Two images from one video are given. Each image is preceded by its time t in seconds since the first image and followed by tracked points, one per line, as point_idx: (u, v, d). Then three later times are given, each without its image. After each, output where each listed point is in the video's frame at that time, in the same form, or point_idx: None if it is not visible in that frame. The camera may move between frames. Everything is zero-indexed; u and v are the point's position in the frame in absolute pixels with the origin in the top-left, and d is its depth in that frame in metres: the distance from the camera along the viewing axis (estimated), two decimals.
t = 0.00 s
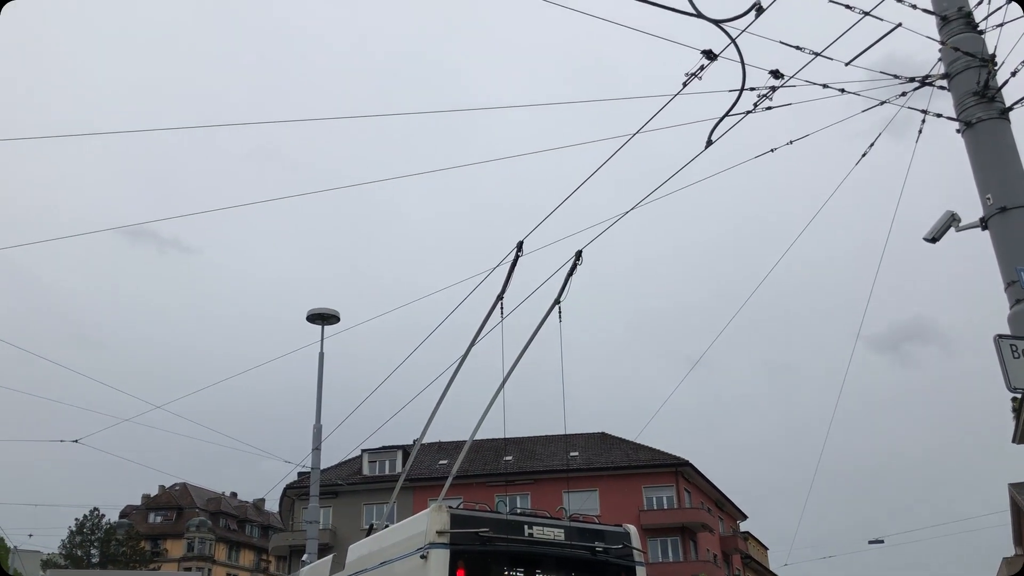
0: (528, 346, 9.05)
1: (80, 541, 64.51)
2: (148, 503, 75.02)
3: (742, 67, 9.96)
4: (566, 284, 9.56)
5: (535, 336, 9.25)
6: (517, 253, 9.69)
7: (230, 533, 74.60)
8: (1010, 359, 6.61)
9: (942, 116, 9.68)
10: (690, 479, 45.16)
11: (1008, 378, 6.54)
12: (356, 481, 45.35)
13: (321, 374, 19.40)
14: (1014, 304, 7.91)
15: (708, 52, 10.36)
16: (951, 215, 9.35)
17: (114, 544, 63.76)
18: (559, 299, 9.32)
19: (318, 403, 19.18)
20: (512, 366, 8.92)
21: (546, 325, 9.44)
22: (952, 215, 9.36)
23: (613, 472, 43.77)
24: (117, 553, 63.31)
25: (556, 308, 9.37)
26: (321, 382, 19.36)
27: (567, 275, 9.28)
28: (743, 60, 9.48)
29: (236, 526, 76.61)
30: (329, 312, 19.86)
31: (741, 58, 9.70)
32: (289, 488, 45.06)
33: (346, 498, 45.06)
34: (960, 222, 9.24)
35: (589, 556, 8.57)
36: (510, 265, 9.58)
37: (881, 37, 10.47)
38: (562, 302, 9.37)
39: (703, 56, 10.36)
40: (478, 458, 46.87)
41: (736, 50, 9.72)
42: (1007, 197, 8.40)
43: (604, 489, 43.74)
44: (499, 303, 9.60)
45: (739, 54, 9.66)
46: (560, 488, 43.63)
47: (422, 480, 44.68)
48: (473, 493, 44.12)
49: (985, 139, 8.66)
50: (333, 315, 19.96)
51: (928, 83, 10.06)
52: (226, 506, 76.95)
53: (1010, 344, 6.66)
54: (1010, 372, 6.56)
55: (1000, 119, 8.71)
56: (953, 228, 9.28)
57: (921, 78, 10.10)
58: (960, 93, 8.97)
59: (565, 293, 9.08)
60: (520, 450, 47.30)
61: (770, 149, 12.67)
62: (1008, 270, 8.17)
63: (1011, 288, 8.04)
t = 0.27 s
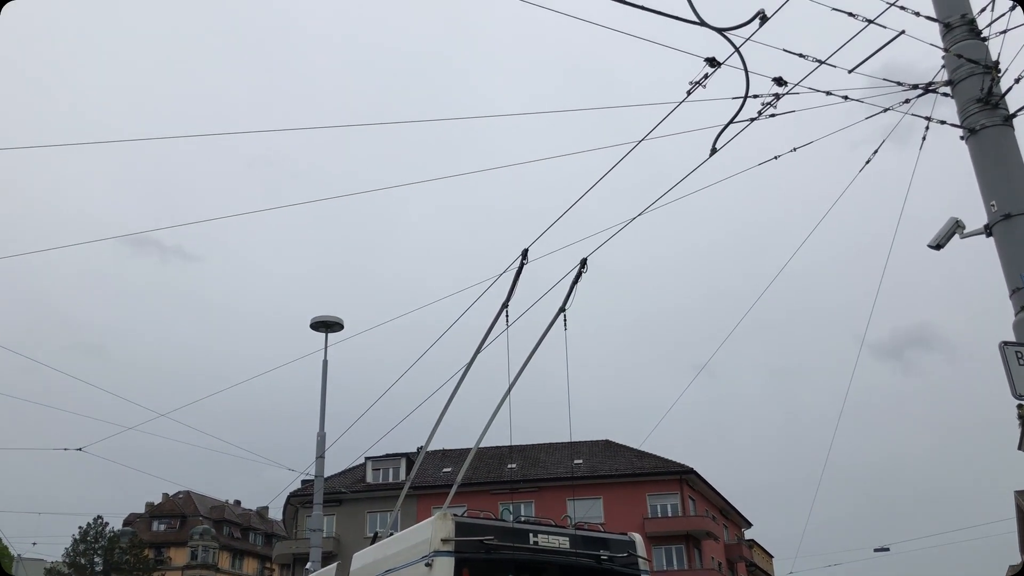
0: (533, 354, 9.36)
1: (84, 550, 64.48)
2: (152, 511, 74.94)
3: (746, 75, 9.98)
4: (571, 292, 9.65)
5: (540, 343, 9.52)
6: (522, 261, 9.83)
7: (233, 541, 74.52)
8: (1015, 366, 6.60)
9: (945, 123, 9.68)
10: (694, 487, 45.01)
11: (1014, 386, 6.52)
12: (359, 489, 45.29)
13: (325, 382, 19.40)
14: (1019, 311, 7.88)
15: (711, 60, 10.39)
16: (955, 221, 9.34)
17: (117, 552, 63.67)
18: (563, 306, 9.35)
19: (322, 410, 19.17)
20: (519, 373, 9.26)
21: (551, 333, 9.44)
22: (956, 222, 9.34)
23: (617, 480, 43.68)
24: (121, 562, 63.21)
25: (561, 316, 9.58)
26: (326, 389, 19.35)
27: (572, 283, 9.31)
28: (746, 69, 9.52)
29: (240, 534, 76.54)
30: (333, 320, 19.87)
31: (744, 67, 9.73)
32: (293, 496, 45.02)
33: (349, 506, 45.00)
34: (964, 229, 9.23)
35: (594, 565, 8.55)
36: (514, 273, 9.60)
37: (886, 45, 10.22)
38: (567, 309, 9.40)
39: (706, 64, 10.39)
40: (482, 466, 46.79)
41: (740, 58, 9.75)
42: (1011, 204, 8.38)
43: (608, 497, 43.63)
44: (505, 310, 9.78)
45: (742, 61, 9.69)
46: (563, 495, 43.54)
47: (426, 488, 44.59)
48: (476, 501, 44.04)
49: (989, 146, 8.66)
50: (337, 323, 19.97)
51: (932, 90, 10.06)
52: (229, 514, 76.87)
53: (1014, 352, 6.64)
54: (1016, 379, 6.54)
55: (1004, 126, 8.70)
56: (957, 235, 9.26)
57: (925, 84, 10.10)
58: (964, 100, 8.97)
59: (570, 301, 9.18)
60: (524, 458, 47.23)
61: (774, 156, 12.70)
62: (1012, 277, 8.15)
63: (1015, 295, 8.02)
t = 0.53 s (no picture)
0: (535, 363, 9.00)
1: (86, 558, 64.10)
2: (154, 518, 74.80)
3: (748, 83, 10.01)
4: (573, 298, 9.61)
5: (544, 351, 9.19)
6: (523, 268, 9.78)
7: (235, 549, 74.31)
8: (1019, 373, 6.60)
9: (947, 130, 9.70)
10: (697, 494, 44.90)
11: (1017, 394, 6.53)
12: (362, 497, 45.21)
13: (327, 390, 19.39)
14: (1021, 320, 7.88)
15: (713, 67, 10.41)
16: (957, 229, 9.35)
17: (119, 560, 63.54)
18: (566, 315, 9.38)
19: (324, 418, 19.17)
20: (520, 380, 8.90)
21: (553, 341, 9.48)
22: (958, 229, 9.35)
23: (620, 488, 43.59)
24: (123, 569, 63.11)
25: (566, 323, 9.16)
26: (328, 397, 19.34)
27: (575, 290, 9.34)
28: (749, 77, 9.54)
29: (242, 542, 76.38)
30: (336, 327, 19.88)
31: (747, 75, 9.77)
32: (295, 503, 44.96)
33: (352, 514, 44.91)
34: (966, 236, 9.23)
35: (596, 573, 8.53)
36: (517, 280, 9.65)
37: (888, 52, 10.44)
38: (569, 318, 9.42)
39: (708, 71, 10.41)
40: (484, 474, 46.70)
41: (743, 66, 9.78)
42: (1012, 212, 8.39)
43: (610, 504, 43.57)
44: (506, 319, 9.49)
45: (745, 69, 9.72)
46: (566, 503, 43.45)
47: (428, 496, 44.51)
48: (479, 509, 43.96)
49: (991, 153, 8.67)
50: (340, 331, 19.96)
51: (934, 98, 10.08)
52: (231, 522, 76.79)
53: (1018, 360, 6.64)
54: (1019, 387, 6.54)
55: (1006, 134, 8.71)
56: (959, 243, 9.27)
57: (927, 93, 10.11)
58: (966, 107, 8.98)
59: (573, 308, 9.17)
60: (526, 465, 47.16)
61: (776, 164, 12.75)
62: (1014, 285, 8.15)
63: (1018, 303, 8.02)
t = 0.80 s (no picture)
0: (534, 373, 9.55)
1: (86, 565, 64.16)
2: (155, 525, 74.84)
3: (748, 90, 10.05)
4: (575, 306, 9.67)
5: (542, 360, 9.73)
6: (524, 276, 9.86)
7: (236, 556, 74.19)
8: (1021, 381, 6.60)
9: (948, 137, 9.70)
10: (699, 501, 44.80)
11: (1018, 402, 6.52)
12: (363, 504, 45.15)
13: (328, 397, 19.39)
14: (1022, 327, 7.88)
15: (714, 75, 10.44)
16: (958, 235, 9.35)
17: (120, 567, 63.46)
18: (567, 323, 9.40)
19: (325, 425, 19.19)
20: (519, 390, 9.47)
21: (554, 349, 9.49)
22: (960, 236, 9.35)
23: (622, 495, 43.52)
24: None
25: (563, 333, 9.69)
26: (329, 404, 19.33)
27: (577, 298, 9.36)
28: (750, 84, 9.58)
29: (243, 550, 76.30)
30: (337, 334, 19.88)
31: (747, 82, 9.81)
32: (297, 510, 44.91)
33: (353, 521, 44.85)
34: (968, 243, 9.24)
35: None
36: (519, 288, 9.67)
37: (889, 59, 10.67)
38: (570, 326, 9.44)
39: (709, 79, 10.45)
40: (486, 481, 46.65)
41: (743, 73, 9.82)
42: (1013, 219, 8.39)
43: (612, 512, 43.50)
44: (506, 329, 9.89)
45: (746, 76, 9.76)
46: (567, 510, 43.38)
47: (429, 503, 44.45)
48: (480, 516, 43.90)
49: (992, 161, 8.68)
50: (341, 338, 19.98)
51: (934, 105, 10.09)
52: (232, 529, 76.73)
53: (1019, 367, 6.64)
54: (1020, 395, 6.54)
55: (1007, 141, 8.73)
56: (961, 250, 9.28)
57: (928, 100, 10.13)
58: (967, 114, 9.00)
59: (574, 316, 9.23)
60: (528, 472, 47.10)
61: (777, 171, 12.80)
62: (1015, 293, 8.16)
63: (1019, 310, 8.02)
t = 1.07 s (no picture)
0: (535, 382, 10.08)
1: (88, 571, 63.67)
2: (156, 532, 74.77)
3: (750, 97, 10.09)
4: (579, 313, 9.73)
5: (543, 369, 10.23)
6: (526, 284, 10.02)
7: (238, 563, 74.04)
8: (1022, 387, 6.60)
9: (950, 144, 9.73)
10: (701, 508, 44.68)
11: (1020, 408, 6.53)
12: (364, 511, 45.09)
13: (331, 403, 19.40)
14: None
15: (716, 83, 10.48)
16: (960, 242, 9.36)
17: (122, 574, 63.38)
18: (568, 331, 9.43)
19: (327, 431, 19.16)
20: (521, 399, 9.98)
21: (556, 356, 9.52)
22: (962, 243, 9.36)
23: (624, 501, 43.44)
24: None
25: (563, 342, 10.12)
26: (331, 410, 19.34)
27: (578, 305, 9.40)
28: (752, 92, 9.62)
29: (244, 557, 76.15)
30: (339, 340, 19.88)
31: (748, 89, 9.85)
32: (298, 517, 44.87)
33: (354, 528, 44.79)
34: (970, 250, 9.24)
35: None
36: (521, 296, 9.71)
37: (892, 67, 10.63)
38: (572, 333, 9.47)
39: (711, 87, 10.49)
40: (488, 488, 46.58)
41: (744, 80, 9.85)
42: (1015, 227, 8.40)
43: (614, 519, 43.45)
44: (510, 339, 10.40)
45: (747, 84, 9.81)
46: (569, 518, 43.31)
47: (431, 510, 44.36)
48: (482, 523, 43.84)
49: (994, 168, 8.68)
50: (343, 344, 19.98)
51: (936, 113, 10.11)
52: (234, 536, 76.64)
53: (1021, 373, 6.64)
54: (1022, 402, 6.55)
55: (1009, 148, 8.73)
56: (963, 257, 9.28)
57: (930, 107, 10.14)
58: (968, 122, 9.02)
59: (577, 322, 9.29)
60: (530, 479, 47.03)
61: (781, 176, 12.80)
62: (1017, 300, 8.17)
63: (1020, 318, 8.03)
